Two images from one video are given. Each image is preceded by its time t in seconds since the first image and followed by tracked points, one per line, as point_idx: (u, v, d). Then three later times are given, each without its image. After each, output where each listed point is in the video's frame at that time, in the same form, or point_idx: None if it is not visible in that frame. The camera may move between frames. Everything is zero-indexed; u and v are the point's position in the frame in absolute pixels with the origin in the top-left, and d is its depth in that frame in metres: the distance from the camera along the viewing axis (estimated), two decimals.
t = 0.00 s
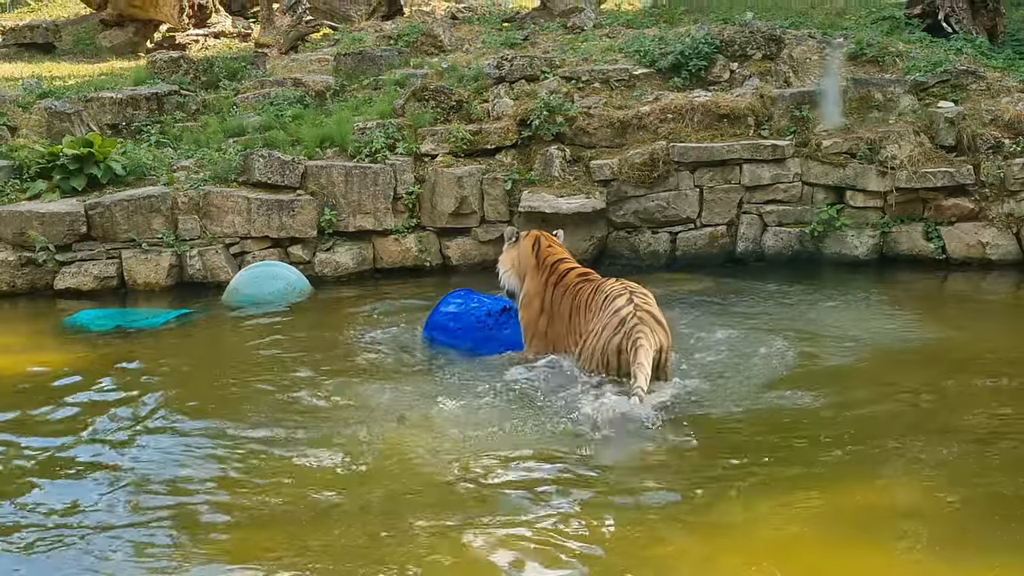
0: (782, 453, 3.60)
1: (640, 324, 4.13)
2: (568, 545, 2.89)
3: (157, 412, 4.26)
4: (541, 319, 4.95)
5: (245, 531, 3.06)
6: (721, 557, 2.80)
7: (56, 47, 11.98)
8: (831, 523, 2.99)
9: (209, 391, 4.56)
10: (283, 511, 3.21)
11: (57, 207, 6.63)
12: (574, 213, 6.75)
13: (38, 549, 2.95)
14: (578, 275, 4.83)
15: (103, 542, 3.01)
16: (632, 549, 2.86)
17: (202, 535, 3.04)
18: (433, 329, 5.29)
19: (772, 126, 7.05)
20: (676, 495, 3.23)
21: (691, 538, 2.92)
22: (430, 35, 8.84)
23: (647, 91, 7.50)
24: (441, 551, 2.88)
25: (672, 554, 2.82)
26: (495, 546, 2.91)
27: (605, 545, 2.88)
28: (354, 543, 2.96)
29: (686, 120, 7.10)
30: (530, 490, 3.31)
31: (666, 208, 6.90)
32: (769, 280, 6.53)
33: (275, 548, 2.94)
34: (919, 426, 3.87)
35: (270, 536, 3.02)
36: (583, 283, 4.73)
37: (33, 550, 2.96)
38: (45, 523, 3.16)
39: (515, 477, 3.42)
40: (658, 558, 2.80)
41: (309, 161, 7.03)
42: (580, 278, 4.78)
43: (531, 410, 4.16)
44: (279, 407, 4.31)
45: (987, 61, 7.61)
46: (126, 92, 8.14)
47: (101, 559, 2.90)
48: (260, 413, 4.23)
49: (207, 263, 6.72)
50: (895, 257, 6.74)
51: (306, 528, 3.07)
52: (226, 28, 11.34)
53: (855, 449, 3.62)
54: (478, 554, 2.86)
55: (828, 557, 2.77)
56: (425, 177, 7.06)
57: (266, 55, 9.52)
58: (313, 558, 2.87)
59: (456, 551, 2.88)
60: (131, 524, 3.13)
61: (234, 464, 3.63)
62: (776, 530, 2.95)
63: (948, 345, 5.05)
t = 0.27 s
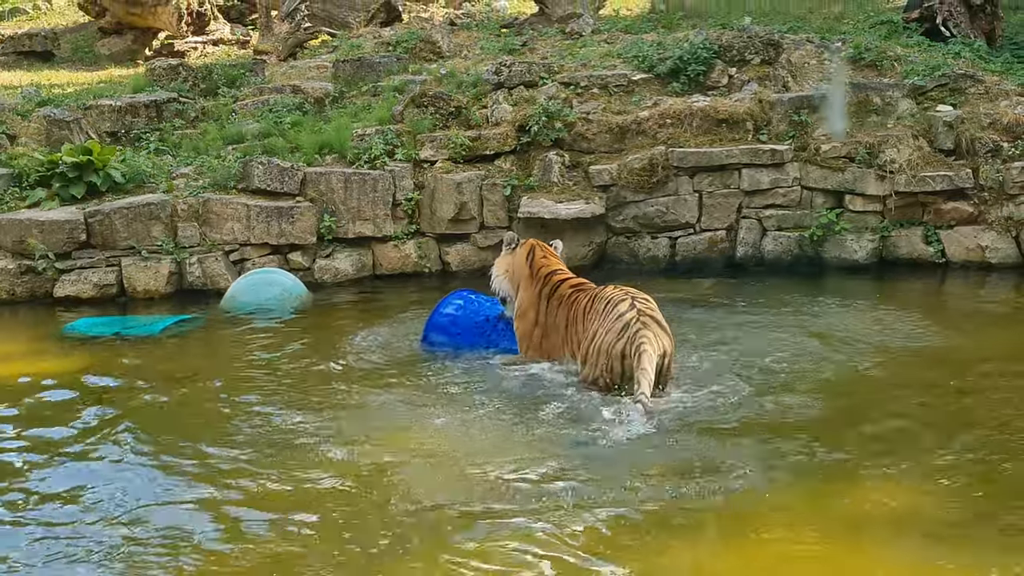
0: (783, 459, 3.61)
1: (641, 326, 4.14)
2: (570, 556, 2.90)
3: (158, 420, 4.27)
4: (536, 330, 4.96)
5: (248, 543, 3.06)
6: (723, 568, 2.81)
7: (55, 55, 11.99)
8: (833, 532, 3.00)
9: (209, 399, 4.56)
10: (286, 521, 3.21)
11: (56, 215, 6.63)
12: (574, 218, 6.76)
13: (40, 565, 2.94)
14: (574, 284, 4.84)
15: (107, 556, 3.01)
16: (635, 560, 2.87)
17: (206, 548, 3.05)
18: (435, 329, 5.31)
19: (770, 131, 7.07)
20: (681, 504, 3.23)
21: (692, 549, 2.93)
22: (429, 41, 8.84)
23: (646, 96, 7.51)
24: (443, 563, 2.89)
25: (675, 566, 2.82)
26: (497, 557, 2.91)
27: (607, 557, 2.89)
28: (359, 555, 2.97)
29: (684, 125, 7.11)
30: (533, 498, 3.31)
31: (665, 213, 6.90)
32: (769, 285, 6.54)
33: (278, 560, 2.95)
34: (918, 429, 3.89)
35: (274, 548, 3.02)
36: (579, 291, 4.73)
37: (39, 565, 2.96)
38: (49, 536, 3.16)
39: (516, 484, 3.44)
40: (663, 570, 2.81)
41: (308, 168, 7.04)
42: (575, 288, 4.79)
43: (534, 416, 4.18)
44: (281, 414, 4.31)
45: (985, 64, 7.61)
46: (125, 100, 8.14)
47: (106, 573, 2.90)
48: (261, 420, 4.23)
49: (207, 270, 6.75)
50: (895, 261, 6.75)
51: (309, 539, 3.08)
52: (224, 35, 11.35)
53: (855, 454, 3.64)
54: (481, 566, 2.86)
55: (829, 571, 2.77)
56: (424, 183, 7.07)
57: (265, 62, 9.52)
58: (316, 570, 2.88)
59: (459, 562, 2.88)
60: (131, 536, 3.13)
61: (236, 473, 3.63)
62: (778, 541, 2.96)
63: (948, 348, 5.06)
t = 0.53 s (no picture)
0: (783, 463, 3.61)
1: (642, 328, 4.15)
2: (573, 556, 2.90)
3: (157, 424, 4.26)
4: (531, 340, 4.95)
5: (247, 540, 3.06)
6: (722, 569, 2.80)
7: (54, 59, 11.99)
8: (834, 533, 3.01)
9: (209, 403, 4.56)
10: (290, 520, 3.21)
11: (56, 219, 6.63)
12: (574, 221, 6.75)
13: (44, 561, 2.94)
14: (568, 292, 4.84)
15: (107, 550, 3.01)
16: (634, 560, 2.87)
17: (205, 543, 3.05)
18: (442, 330, 5.37)
19: (770, 134, 7.08)
20: (681, 505, 3.24)
21: (694, 548, 2.93)
22: (428, 45, 8.85)
23: (645, 100, 7.51)
24: (443, 563, 2.89)
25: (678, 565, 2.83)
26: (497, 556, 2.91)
27: (606, 557, 2.89)
28: (363, 554, 2.97)
29: (684, 128, 7.11)
30: (535, 498, 3.32)
31: (665, 216, 6.91)
32: (769, 288, 6.54)
33: (278, 558, 2.94)
34: (918, 433, 3.90)
35: (273, 546, 3.02)
36: (573, 299, 4.73)
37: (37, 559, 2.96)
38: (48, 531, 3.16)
39: (517, 487, 3.44)
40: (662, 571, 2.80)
41: (307, 171, 7.04)
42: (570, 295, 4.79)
43: (533, 420, 4.19)
44: (282, 417, 4.31)
45: (984, 68, 7.61)
46: (125, 103, 8.14)
47: (104, 567, 2.90)
48: (260, 425, 4.23)
49: (207, 274, 6.76)
50: (894, 265, 6.74)
51: (309, 538, 3.07)
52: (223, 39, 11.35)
53: (855, 457, 3.64)
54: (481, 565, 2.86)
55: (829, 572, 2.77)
56: (423, 187, 7.06)
57: (264, 65, 9.51)
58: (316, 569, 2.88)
59: (459, 562, 2.88)
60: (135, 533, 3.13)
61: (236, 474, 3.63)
62: (780, 540, 2.97)
63: (948, 351, 5.07)
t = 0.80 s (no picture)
0: (783, 464, 3.62)
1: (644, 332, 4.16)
2: (572, 561, 2.90)
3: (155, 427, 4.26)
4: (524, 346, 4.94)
5: (245, 548, 3.06)
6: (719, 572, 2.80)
7: (54, 61, 11.99)
8: (835, 534, 3.02)
9: (207, 406, 4.56)
10: (290, 526, 3.22)
11: (55, 221, 6.63)
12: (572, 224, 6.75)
13: (45, 569, 2.94)
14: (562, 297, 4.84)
15: (106, 559, 3.01)
16: (632, 566, 2.87)
17: (204, 551, 3.05)
18: (441, 326, 5.38)
19: (769, 136, 7.07)
20: (682, 509, 3.24)
21: (695, 551, 2.94)
22: (427, 47, 8.85)
23: (644, 102, 7.51)
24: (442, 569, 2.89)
25: (680, 568, 2.83)
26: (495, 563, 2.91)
27: (603, 563, 2.89)
28: (364, 561, 2.98)
29: (683, 130, 7.12)
30: (535, 503, 3.32)
31: (664, 218, 6.91)
32: (768, 291, 6.54)
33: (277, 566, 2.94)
34: (918, 434, 3.90)
35: (272, 554, 3.02)
36: (568, 303, 4.74)
37: (37, 567, 2.96)
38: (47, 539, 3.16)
39: (517, 491, 3.44)
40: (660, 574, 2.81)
41: (306, 173, 7.04)
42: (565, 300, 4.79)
43: (534, 422, 4.19)
44: (281, 421, 4.31)
45: (983, 71, 7.62)
46: (124, 106, 8.14)
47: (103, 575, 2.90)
48: (258, 428, 4.23)
49: (206, 277, 6.74)
50: (892, 267, 6.74)
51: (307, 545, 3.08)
52: (222, 40, 11.34)
53: (854, 458, 3.65)
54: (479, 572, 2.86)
55: None
56: (422, 190, 7.05)
57: (264, 68, 9.51)
58: None
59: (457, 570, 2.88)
60: (135, 541, 3.13)
61: (236, 479, 3.63)
62: (781, 542, 2.97)
63: (947, 353, 5.07)
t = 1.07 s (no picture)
0: (782, 466, 3.62)
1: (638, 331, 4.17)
2: (572, 563, 2.91)
3: (155, 429, 4.26)
4: (517, 342, 4.94)
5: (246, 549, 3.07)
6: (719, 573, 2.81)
7: (52, 61, 11.98)
8: (835, 535, 3.03)
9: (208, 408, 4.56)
10: (291, 528, 3.22)
11: (54, 221, 6.63)
12: (571, 224, 6.75)
13: (47, 572, 2.94)
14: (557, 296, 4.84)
15: (109, 560, 3.01)
16: (631, 568, 2.87)
17: (206, 553, 3.05)
18: (439, 327, 5.38)
19: (768, 137, 7.06)
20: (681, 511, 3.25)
21: (695, 553, 2.95)
22: (426, 47, 8.85)
23: (643, 102, 7.51)
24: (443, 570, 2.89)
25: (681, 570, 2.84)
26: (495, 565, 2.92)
27: (604, 565, 2.89)
28: (365, 560, 2.98)
29: (682, 131, 7.11)
30: (535, 506, 3.33)
31: (663, 219, 6.91)
32: (766, 291, 6.54)
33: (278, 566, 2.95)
34: (917, 435, 3.91)
35: (274, 555, 3.02)
36: (565, 301, 4.74)
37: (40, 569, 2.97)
38: (50, 541, 3.17)
39: (518, 494, 3.45)
40: None
41: (304, 174, 7.04)
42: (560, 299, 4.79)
43: (534, 424, 4.20)
44: (281, 423, 4.31)
45: (982, 71, 7.62)
46: (122, 106, 8.14)
47: None
48: (258, 429, 4.23)
49: (205, 277, 6.73)
50: (891, 267, 6.74)
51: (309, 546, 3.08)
52: (221, 40, 11.34)
53: (853, 460, 3.65)
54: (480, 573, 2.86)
55: None
56: (421, 190, 7.06)
57: (263, 68, 9.51)
58: None
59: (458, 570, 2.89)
60: (136, 543, 3.13)
61: (236, 482, 3.63)
62: (781, 544, 2.98)
63: (946, 353, 5.08)
